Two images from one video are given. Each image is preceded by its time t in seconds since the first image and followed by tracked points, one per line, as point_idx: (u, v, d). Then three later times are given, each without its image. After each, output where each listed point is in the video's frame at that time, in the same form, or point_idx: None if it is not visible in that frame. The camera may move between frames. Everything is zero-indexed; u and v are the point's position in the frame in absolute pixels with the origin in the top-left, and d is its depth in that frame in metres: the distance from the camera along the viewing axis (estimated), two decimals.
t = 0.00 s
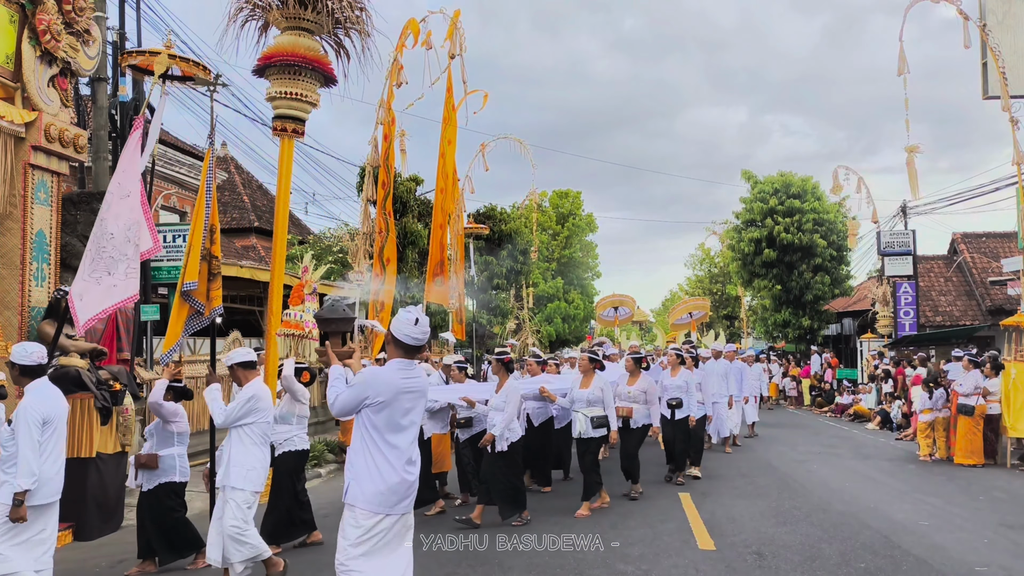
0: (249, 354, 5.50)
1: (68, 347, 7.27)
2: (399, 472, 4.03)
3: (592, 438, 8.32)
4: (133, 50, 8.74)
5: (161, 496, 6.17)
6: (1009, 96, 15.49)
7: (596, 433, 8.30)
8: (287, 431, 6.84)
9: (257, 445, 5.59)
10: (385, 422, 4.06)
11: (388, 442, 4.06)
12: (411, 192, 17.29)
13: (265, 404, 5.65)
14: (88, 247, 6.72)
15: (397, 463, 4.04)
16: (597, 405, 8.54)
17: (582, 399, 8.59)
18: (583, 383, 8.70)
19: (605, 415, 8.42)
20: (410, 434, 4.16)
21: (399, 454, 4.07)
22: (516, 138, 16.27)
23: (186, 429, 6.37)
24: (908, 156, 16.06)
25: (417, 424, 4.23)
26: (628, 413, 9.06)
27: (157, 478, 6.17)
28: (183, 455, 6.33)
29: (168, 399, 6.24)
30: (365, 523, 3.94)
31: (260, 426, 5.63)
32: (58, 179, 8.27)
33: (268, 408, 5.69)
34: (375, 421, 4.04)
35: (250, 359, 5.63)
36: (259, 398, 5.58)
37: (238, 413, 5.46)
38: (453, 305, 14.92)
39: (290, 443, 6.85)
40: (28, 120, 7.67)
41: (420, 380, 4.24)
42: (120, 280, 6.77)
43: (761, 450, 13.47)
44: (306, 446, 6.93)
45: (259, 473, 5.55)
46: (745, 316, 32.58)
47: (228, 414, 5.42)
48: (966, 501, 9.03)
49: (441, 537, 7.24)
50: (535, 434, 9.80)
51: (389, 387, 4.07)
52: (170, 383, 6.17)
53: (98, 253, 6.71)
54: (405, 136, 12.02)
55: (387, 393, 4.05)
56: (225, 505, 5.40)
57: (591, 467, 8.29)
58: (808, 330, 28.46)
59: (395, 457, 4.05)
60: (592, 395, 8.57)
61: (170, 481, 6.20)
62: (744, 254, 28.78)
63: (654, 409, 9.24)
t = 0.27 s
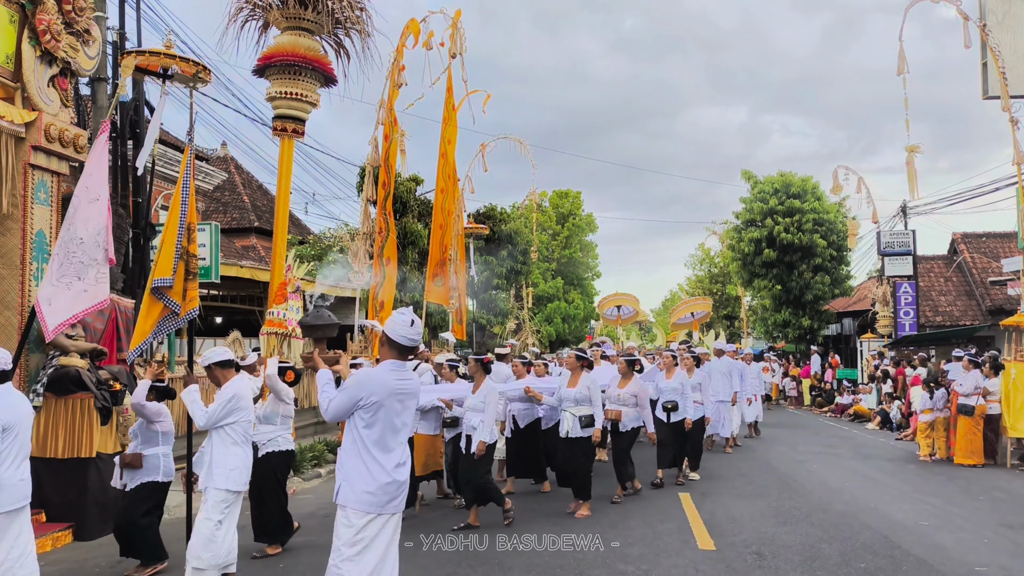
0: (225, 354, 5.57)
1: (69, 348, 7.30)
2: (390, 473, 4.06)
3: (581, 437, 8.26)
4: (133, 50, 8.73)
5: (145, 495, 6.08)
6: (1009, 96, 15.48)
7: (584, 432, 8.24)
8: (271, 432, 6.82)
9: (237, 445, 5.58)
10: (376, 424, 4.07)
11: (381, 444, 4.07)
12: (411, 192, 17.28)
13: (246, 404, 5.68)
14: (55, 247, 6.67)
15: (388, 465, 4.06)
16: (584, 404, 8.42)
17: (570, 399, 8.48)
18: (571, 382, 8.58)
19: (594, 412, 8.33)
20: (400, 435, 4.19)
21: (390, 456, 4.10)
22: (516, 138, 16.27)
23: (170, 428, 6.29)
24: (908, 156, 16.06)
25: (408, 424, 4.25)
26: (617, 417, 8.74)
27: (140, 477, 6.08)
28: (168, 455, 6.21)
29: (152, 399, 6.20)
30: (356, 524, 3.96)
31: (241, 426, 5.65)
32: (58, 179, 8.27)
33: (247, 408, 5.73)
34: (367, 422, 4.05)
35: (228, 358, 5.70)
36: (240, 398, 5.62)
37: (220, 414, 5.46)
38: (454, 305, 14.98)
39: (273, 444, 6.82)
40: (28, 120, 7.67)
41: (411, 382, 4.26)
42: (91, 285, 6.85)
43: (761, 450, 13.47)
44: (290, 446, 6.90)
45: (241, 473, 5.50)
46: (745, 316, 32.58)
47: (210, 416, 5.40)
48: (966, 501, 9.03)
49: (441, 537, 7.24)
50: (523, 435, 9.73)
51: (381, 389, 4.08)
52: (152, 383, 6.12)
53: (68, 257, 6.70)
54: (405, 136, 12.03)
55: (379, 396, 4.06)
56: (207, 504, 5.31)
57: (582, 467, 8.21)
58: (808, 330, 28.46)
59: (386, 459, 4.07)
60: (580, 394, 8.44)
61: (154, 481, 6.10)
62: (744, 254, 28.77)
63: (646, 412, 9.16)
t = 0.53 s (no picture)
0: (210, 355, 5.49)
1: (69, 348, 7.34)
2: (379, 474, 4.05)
3: (562, 442, 8.23)
4: (133, 50, 8.74)
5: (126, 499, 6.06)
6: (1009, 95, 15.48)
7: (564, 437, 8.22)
8: (257, 434, 6.70)
9: (217, 449, 5.56)
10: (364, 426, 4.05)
11: (369, 446, 4.05)
12: (411, 192, 17.28)
13: (225, 408, 5.65)
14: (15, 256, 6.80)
15: (377, 467, 4.05)
16: (565, 407, 8.38)
17: (550, 402, 8.46)
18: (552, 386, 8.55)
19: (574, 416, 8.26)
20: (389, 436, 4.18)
21: (378, 458, 4.08)
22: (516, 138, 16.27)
23: (155, 431, 6.19)
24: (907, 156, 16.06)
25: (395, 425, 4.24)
26: (609, 415, 8.82)
27: (123, 480, 6.04)
28: (152, 458, 6.17)
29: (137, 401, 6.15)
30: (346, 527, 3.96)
31: (217, 430, 5.60)
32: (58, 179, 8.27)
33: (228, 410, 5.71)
34: (355, 425, 4.03)
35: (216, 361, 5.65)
36: (219, 402, 5.59)
37: (199, 418, 5.45)
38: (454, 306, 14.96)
39: (259, 446, 6.68)
40: (28, 120, 7.67)
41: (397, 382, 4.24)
42: (53, 293, 6.81)
43: (761, 450, 13.47)
44: (277, 448, 6.76)
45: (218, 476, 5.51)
46: (745, 316, 32.59)
47: (186, 421, 5.39)
48: (966, 501, 9.03)
49: (442, 536, 7.24)
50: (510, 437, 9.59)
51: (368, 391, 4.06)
52: (138, 384, 6.12)
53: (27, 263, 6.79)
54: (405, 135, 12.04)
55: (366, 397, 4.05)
56: (185, 508, 5.33)
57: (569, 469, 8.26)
58: (808, 330, 28.45)
59: (374, 461, 4.06)
60: (561, 398, 8.43)
61: (136, 485, 6.07)
62: (744, 254, 28.77)
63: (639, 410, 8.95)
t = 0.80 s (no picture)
0: (195, 356, 5.30)
1: (69, 347, 7.38)
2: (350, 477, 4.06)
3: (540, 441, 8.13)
4: (133, 50, 8.74)
5: (104, 503, 5.97)
6: (1009, 95, 15.48)
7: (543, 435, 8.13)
8: (237, 435, 6.62)
9: (195, 451, 5.31)
10: (333, 429, 4.06)
11: (340, 449, 4.06)
12: (411, 192, 17.28)
13: (203, 408, 5.37)
14: None
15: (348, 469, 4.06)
16: (546, 407, 8.42)
17: (531, 401, 8.53)
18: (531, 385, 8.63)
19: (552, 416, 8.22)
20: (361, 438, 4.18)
21: (349, 460, 4.08)
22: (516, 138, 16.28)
23: (134, 435, 6.01)
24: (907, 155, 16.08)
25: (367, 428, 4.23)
26: (598, 418, 8.69)
27: (100, 483, 5.96)
28: (130, 461, 6.03)
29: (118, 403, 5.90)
30: (317, 530, 3.96)
31: (197, 430, 5.33)
32: (58, 179, 8.27)
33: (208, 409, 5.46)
34: (324, 427, 4.05)
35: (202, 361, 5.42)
36: (197, 402, 5.32)
37: (175, 420, 5.21)
38: (454, 305, 15.02)
39: (239, 447, 6.60)
40: (28, 120, 7.67)
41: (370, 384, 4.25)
42: (14, 293, 6.87)
43: (761, 450, 13.47)
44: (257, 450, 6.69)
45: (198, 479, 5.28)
46: (745, 316, 32.59)
47: (164, 422, 5.16)
48: (967, 501, 9.03)
49: (442, 536, 7.24)
50: (501, 438, 9.30)
51: (337, 393, 4.07)
52: (120, 387, 5.90)
53: None
54: (406, 135, 12.05)
55: (336, 399, 4.06)
56: (160, 512, 5.14)
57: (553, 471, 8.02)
58: (808, 330, 28.44)
59: (345, 463, 4.06)
60: (541, 397, 8.49)
61: (111, 489, 5.96)
62: (744, 254, 28.78)
63: (626, 411, 8.72)
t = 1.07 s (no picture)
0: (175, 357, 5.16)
1: (70, 347, 7.40)
2: (314, 476, 4.06)
3: (523, 446, 7.81)
4: (133, 50, 8.74)
5: (91, 505, 5.54)
6: (1009, 96, 15.48)
7: (526, 440, 7.76)
8: (221, 436, 6.54)
9: (173, 453, 5.20)
10: (296, 428, 4.06)
11: (303, 449, 4.06)
12: (411, 192, 17.28)
13: (181, 410, 5.29)
14: None
15: (311, 469, 4.06)
16: (529, 410, 7.92)
17: (513, 404, 7.99)
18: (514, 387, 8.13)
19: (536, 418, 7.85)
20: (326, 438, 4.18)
21: (313, 460, 4.09)
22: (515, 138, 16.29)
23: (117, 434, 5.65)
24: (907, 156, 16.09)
25: (332, 427, 4.23)
26: (583, 418, 8.44)
27: (84, 485, 5.53)
28: (114, 461, 5.64)
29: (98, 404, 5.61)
30: (279, 528, 3.97)
31: (175, 433, 5.25)
32: (58, 178, 8.27)
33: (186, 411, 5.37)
34: (287, 425, 4.05)
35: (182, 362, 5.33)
36: (174, 404, 5.22)
37: (151, 423, 5.10)
38: (454, 305, 15.03)
39: (222, 448, 6.53)
40: (28, 120, 7.67)
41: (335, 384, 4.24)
42: None
43: (761, 450, 13.47)
44: (241, 450, 6.60)
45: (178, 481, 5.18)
46: (745, 316, 32.59)
47: (141, 425, 5.06)
48: (967, 501, 9.04)
49: (442, 536, 7.24)
50: (489, 439, 9.17)
51: (301, 391, 4.07)
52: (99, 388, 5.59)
53: None
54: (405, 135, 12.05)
55: (299, 398, 4.05)
56: (140, 516, 5.02)
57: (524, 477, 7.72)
58: (808, 330, 28.44)
59: (308, 462, 4.07)
60: (524, 400, 7.96)
61: (96, 490, 5.54)
62: (744, 254, 28.78)
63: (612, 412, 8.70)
